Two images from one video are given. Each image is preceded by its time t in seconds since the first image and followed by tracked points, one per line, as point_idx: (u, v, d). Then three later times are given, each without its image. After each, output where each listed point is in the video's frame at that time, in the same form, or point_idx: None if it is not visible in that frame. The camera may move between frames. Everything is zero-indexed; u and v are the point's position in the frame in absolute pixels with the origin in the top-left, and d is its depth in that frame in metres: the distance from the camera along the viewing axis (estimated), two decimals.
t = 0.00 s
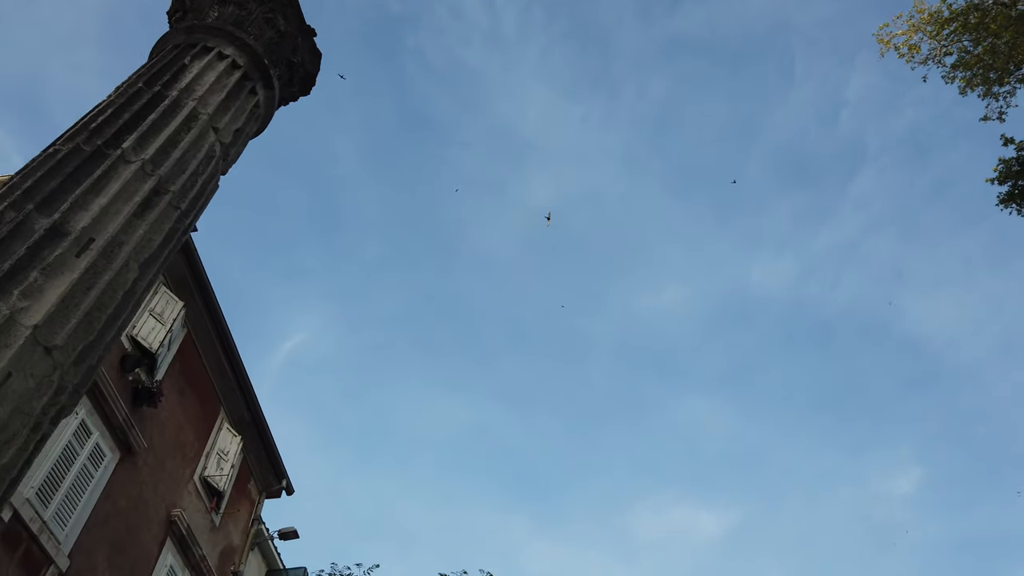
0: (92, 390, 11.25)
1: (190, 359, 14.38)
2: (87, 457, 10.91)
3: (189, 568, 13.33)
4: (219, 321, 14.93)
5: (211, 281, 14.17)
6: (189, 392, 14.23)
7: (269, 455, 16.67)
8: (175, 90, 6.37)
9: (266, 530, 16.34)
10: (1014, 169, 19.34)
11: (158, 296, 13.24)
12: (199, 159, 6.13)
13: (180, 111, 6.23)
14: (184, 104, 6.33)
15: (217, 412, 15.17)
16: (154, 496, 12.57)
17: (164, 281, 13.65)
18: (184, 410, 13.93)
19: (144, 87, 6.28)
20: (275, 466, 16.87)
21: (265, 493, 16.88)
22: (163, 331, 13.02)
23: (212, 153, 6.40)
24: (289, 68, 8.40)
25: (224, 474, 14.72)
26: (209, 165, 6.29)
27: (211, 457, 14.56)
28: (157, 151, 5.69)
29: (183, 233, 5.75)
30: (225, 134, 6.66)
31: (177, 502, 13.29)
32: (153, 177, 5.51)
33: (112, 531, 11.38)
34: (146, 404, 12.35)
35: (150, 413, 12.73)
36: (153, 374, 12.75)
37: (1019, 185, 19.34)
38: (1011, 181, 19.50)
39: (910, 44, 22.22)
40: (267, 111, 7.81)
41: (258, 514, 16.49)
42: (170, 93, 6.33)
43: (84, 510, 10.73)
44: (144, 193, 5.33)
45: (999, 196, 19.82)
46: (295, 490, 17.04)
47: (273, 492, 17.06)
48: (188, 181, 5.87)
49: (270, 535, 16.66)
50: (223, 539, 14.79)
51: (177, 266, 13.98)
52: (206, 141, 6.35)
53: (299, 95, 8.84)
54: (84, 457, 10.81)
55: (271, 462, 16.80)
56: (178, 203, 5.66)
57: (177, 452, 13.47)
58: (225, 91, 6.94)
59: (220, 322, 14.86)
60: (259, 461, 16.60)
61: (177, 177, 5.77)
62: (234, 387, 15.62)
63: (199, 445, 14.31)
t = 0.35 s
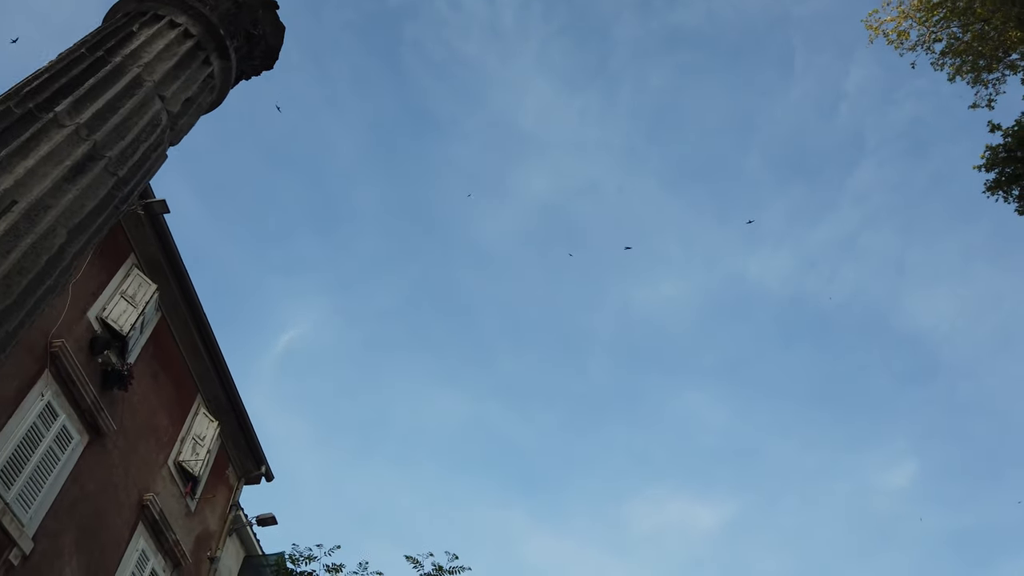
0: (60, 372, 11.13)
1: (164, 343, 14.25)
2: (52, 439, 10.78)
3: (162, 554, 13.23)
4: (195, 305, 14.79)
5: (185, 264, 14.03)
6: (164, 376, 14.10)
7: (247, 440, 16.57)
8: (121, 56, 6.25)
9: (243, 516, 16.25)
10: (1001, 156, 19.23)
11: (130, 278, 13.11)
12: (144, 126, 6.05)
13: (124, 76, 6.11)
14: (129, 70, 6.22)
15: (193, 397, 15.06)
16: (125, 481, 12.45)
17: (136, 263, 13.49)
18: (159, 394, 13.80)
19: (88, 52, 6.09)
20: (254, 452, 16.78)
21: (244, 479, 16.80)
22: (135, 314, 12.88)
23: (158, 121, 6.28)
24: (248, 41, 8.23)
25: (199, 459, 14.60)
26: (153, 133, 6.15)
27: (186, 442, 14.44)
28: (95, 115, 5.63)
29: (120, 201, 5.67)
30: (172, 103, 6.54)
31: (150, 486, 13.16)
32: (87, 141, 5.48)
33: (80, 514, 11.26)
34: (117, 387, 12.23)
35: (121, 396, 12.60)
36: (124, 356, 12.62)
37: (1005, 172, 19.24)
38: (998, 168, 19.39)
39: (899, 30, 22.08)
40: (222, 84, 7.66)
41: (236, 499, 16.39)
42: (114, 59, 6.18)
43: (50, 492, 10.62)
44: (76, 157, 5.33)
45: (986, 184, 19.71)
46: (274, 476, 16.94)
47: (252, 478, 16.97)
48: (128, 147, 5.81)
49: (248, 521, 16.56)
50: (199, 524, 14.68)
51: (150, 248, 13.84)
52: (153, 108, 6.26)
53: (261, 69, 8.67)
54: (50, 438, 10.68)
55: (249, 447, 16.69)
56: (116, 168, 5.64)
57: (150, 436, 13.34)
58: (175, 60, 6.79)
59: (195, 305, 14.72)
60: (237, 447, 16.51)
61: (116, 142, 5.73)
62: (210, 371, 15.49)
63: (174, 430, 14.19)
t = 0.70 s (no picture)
0: (24, 351, 11.04)
1: (136, 324, 14.14)
2: (15, 417, 10.68)
3: (131, 535, 13.16)
4: (167, 287, 14.67)
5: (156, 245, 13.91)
6: (135, 357, 13.99)
7: (223, 424, 16.51)
8: (60, 17, 6.12)
9: (218, 500, 16.19)
10: (983, 144, 19.18)
11: (98, 259, 13.01)
12: (82, 89, 5.98)
13: (62, 37, 6.00)
14: (69, 32, 6.11)
15: (166, 379, 14.97)
16: (93, 461, 12.37)
17: (105, 243, 13.39)
18: (129, 376, 13.70)
19: (24, 14, 5.88)
20: (229, 436, 16.71)
21: (220, 463, 16.74)
22: (104, 294, 12.79)
23: (98, 86, 6.20)
24: (204, 11, 8.11)
25: (171, 441, 14.51)
26: (91, 97, 6.07)
27: (158, 424, 14.36)
28: (27, 76, 5.54)
29: (52, 163, 5.61)
30: (114, 69, 6.43)
31: (119, 468, 13.08)
32: (16, 102, 5.39)
33: (44, 493, 11.18)
34: (85, 366, 12.14)
35: (90, 377, 12.52)
36: (92, 337, 12.52)
37: (988, 161, 19.20)
38: (980, 157, 19.34)
39: (884, 18, 22.00)
40: (173, 53, 7.56)
41: (211, 484, 16.32)
42: (52, 22, 6.02)
43: (12, 471, 10.54)
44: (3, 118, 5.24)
45: (968, 172, 19.66)
46: (249, 461, 16.87)
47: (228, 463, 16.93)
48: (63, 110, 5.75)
49: (223, 505, 16.50)
50: (171, 507, 14.60)
51: (120, 228, 13.72)
52: (94, 73, 6.18)
53: (219, 41, 8.56)
54: (12, 416, 10.60)
55: (225, 431, 16.61)
56: (48, 130, 5.58)
57: (119, 418, 13.25)
58: (119, 23, 6.68)
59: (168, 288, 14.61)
60: (213, 430, 16.45)
61: (49, 104, 5.65)
62: (183, 354, 15.39)
63: (145, 412, 14.10)
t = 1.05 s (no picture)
0: None
1: (100, 299, 13.98)
2: None
3: (92, 511, 13.03)
4: (133, 262, 14.52)
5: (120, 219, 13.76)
6: (99, 332, 13.83)
7: (192, 403, 16.39)
8: None
9: (185, 477, 16.07)
10: (961, 131, 19.05)
11: (60, 231, 12.85)
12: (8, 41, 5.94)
13: None
14: None
15: (132, 355, 14.83)
16: (52, 435, 12.22)
17: (67, 215, 13.23)
18: (92, 351, 13.54)
19: None
20: (198, 414, 16.59)
21: (189, 441, 16.62)
22: (66, 266, 12.62)
23: (27, 41, 6.16)
24: None
25: (136, 418, 14.36)
26: (19, 51, 6.06)
27: (123, 400, 14.22)
28: None
29: None
30: (47, 24, 6.40)
31: (81, 443, 12.94)
32: None
33: None
34: (44, 339, 11.99)
35: (50, 350, 12.36)
36: (52, 309, 12.36)
37: (965, 148, 19.09)
38: (958, 144, 19.20)
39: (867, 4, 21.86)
40: (117, 13, 7.45)
41: (179, 462, 16.20)
42: None
43: None
44: None
45: (946, 159, 19.54)
46: (219, 439, 16.76)
47: (198, 441, 16.82)
48: None
49: (192, 484, 16.38)
50: (136, 484, 14.48)
51: (84, 201, 13.55)
52: (24, 28, 6.15)
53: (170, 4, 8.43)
54: None
55: (194, 409, 16.49)
56: None
57: (81, 392, 13.09)
58: None
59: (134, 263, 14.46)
60: (181, 408, 16.33)
61: None
62: (150, 330, 15.24)
63: (109, 387, 13.95)
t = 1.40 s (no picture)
0: None
1: (67, 260, 13.80)
2: None
3: (59, 473, 12.95)
4: (101, 224, 14.33)
5: (87, 179, 13.55)
6: (66, 294, 13.68)
7: (164, 367, 16.32)
8: None
9: (158, 442, 16.02)
10: (944, 103, 18.90)
11: (24, 190, 12.62)
12: None
13: None
14: None
15: (101, 319, 14.70)
16: (16, 397, 12.10)
17: (31, 175, 13.00)
18: (59, 313, 13.40)
19: None
20: (171, 379, 16.52)
21: (162, 406, 16.56)
22: (29, 226, 12.42)
23: None
24: None
25: (105, 381, 14.27)
26: None
27: (91, 362, 14.11)
28: None
29: None
30: None
31: (47, 405, 12.82)
32: None
33: None
34: (8, 299, 11.83)
35: (13, 310, 12.20)
36: (15, 270, 12.18)
37: (949, 120, 18.93)
38: (942, 116, 19.04)
39: None
40: None
41: (152, 427, 16.15)
42: None
43: None
44: None
45: (930, 131, 19.39)
46: (193, 405, 16.73)
47: (170, 406, 16.77)
48: None
49: (165, 449, 16.33)
50: (106, 447, 14.41)
51: (48, 161, 13.32)
52: None
53: None
54: None
55: (167, 374, 16.42)
56: None
57: (47, 355, 12.97)
58: None
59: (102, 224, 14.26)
60: (154, 373, 16.26)
61: None
62: (120, 294, 15.10)
63: (77, 350, 13.82)
